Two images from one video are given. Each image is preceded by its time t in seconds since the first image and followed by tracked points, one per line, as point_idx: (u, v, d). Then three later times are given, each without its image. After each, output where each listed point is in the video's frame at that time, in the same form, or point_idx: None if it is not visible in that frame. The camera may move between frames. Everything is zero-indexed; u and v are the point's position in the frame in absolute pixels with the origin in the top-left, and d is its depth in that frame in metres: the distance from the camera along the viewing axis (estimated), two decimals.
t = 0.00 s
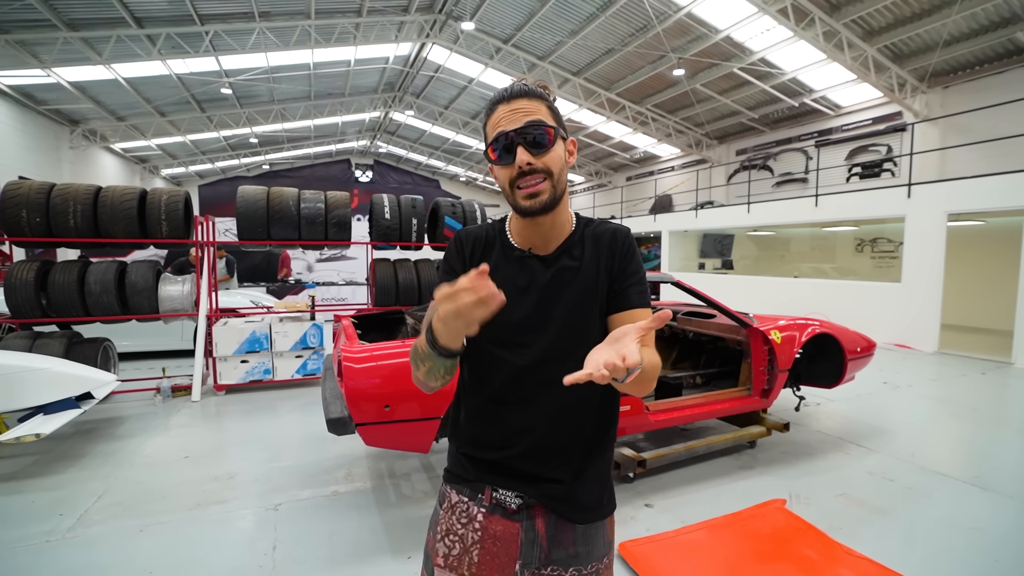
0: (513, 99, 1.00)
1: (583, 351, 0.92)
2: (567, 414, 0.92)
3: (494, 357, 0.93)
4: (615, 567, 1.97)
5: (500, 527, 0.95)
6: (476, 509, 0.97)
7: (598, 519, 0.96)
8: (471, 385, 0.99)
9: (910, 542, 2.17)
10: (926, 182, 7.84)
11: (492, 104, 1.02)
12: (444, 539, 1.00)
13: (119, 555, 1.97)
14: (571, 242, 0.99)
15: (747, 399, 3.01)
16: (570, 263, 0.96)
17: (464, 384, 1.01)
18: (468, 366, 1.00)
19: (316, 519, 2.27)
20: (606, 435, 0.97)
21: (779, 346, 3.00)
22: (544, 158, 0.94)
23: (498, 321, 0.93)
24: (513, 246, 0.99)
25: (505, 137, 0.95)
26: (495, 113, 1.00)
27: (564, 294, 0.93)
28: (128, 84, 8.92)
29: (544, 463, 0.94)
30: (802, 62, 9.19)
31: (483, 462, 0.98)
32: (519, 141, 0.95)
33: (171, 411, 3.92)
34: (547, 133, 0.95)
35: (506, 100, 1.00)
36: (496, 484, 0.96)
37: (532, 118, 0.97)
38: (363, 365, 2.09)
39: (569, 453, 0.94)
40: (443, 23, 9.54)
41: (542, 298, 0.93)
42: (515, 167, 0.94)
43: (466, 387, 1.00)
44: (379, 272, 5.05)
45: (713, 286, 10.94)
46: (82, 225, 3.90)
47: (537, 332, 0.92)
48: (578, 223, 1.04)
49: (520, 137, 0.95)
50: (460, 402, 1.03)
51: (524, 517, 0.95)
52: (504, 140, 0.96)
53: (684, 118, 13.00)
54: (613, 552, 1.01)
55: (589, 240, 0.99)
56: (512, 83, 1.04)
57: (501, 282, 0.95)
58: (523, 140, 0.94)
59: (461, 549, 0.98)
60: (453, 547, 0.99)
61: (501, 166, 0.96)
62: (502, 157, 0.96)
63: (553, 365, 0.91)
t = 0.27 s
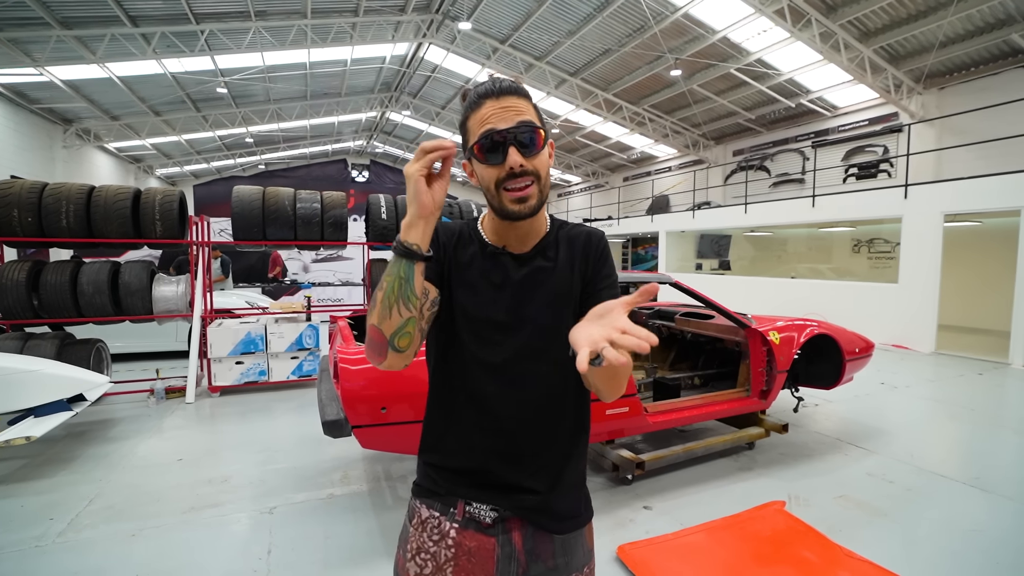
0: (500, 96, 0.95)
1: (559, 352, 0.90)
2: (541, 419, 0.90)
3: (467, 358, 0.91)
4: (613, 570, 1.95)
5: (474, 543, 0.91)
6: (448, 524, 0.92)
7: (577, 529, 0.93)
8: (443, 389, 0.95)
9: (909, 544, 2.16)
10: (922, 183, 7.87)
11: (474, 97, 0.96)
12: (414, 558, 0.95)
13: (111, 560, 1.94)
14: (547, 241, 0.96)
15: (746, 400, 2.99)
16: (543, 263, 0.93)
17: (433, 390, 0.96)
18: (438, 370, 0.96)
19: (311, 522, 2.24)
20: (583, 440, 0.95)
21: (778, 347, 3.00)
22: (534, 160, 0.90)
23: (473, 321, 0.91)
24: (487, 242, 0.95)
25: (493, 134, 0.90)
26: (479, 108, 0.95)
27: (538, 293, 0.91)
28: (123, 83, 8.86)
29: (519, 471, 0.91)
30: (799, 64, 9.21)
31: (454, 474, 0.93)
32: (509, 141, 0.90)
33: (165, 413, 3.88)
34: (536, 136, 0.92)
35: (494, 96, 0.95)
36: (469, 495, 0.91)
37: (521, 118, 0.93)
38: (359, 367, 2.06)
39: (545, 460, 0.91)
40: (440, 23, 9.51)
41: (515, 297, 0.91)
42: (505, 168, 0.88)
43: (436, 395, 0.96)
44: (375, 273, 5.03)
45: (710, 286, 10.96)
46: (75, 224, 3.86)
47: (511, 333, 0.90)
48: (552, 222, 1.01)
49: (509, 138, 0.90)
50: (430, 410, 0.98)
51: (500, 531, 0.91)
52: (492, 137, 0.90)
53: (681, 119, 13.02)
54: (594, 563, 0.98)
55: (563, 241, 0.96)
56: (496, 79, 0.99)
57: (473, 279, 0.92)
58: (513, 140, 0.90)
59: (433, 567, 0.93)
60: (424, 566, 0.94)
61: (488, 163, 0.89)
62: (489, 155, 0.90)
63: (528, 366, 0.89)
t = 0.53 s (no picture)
0: (477, 98, 0.95)
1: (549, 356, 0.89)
2: (531, 425, 0.90)
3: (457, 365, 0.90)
4: (615, 570, 1.95)
5: (464, 550, 0.91)
6: (437, 531, 0.93)
7: (568, 535, 0.93)
8: (431, 397, 0.93)
9: (911, 545, 2.16)
10: (923, 184, 7.86)
11: (453, 103, 0.96)
12: (405, 564, 0.95)
13: (115, 558, 1.95)
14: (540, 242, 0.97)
15: (747, 401, 3.00)
16: (538, 265, 0.95)
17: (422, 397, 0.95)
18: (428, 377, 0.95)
19: (314, 522, 2.25)
20: (573, 444, 0.95)
21: (780, 348, 3.00)
22: (521, 160, 0.91)
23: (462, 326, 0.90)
24: (480, 246, 0.97)
25: (475, 139, 0.90)
26: (459, 113, 0.95)
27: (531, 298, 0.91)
28: (125, 84, 8.88)
29: (508, 479, 0.90)
30: (800, 64, 9.21)
31: (444, 481, 0.93)
32: (492, 144, 0.90)
33: (167, 413, 3.89)
34: (521, 135, 0.92)
35: (471, 100, 0.95)
36: (458, 503, 0.92)
37: (501, 118, 0.93)
38: (362, 368, 2.07)
39: (535, 466, 0.91)
40: (441, 24, 9.53)
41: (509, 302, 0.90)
42: (493, 172, 0.89)
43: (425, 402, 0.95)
44: (377, 274, 5.04)
45: (711, 287, 10.95)
46: (78, 224, 3.88)
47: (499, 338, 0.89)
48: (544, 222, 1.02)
49: (493, 140, 0.90)
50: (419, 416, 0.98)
51: (490, 537, 0.91)
52: (473, 142, 0.90)
53: (682, 120, 13.03)
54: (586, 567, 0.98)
55: (558, 242, 0.98)
56: (473, 79, 0.98)
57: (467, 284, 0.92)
58: (497, 143, 0.90)
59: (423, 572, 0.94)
60: (414, 572, 0.94)
61: (474, 170, 0.90)
62: (475, 162, 0.90)
63: (516, 372, 0.88)
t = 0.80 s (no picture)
0: (474, 89, 0.94)
1: (554, 359, 0.89)
2: (537, 427, 0.90)
3: (458, 364, 0.89)
4: (617, 568, 1.95)
5: (467, 552, 0.91)
6: (440, 532, 0.92)
7: (572, 540, 0.93)
8: (435, 397, 0.93)
9: (913, 543, 2.16)
10: (923, 182, 7.86)
11: (451, 94, 0.95)
12: (407, 564, 0.95)
13: (115, 557, 1.95)
14: (544, 240, 0.95)
15: (748, 399, 2.99)
16: (545, 263, 0.93)
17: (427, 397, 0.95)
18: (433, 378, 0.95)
19: (315, 520, 2.25)
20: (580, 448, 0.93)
21: (781, 346, 2.99)
22: (520, 155, 0.89)
23: (466, 325, 0.89)
24: (483, 244, 0.94)
25: (472, 132, 0.89)
26: (457, 105, 0.94)
27: (535, 296, 0.90)
28: (124, 81, 8.84)
29: (513, 482, 0.90)
30: (801, 62, 9.19)
31: (448, 482, 0.92)
32: (488, 137, 0.89)
33: (167, 411, 3.89)
34: (520, 127, 0.90)
35: (469, 92, 0.94)
36: (461, 505, 0.91)
37: (500, 110, 0.92)
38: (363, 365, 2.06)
39: (540, 468, 0.90)
40: (441, 21, 9.49)
41: (513, 300, 0.89)
42: (489, 168, 0.88)
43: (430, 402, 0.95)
44: (377, 271, 5.03)
45: (711, 285, 10.95)
46: (77, 222, 3.86)
47: (504, 339, 0.89)
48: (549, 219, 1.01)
49: (490, 133, 0.89)
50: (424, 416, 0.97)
51: (494, 540, 0.91)
52: (469, 136, 0.90)
53: (682, 118, 13.01)
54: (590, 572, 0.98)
55: (564, 240, 0.96)
56: (472, 67, 0.96)
57: (469, 278, 0.90)
58: (496, 137, 0.89)
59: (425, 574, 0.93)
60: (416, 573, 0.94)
61: (471, 165, 0.89)
62: (470, 157, 0.90)
63: (520, 373, 0.88)
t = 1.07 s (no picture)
0: (482, 78, 0.93)
1: (560, 362, 0.87)
2: (543, 430, 0.88)
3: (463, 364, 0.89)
4: (616, 567, 1.95)
5: (469, 555, 0.90)
6: (443, 535, 0.91)
7: (578, 547, 0.90)
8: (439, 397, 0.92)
9: (911, 541, 2.16)
10: (919, 181, 7.88)
11: (459, 85, 0.94)
12: (409, 566, 0.94)
13: (111, 557, 1.93)
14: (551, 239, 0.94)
15: (747, 397, 3.00)
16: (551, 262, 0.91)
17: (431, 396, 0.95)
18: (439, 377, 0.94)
19: (313, 519, 2.23)
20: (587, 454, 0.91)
21: (780, 345, 3.00)
22: (524, 148, 0.87)
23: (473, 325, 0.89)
24: (489, 243, 0.94)
25: (474, 124, 0.88)
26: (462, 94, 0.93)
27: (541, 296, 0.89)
28: (119, 77, 8.77)
29: (517, 487, 0.88)
30: (799, 61, 9.20)
31: (451, 485, 0.92)
32: (490, 129, 0.88)
33: (163, 409, 3.86)
34: (525, 120, 0.89)
35: (476, 81, 0.92)
36: (464, 508, 0.90)
37: (505, 100, 0.90)
38: (361, 364, 2.05)
39: (544, 472, 0.89)
40: (439, 18, 9.44)
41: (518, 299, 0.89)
42: (491, 162, 0.87)
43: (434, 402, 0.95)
44: (375, 269, 5.01)
45: (709, 284, 10.97)
46: (72, 218, 3.83)
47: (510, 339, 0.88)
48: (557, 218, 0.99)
49: (494, 125, 0.88)
50: (428, 417, 0.97)
51: (497, 544, 0.89)
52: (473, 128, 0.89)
53: (679, 116, 13.02)
54: None
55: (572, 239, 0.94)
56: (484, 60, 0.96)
57: (471, 278, 0.91)
58: (498, 130, 0.88)
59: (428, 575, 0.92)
60: None
61: (473, 157, 0.89)
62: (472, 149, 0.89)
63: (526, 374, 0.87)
